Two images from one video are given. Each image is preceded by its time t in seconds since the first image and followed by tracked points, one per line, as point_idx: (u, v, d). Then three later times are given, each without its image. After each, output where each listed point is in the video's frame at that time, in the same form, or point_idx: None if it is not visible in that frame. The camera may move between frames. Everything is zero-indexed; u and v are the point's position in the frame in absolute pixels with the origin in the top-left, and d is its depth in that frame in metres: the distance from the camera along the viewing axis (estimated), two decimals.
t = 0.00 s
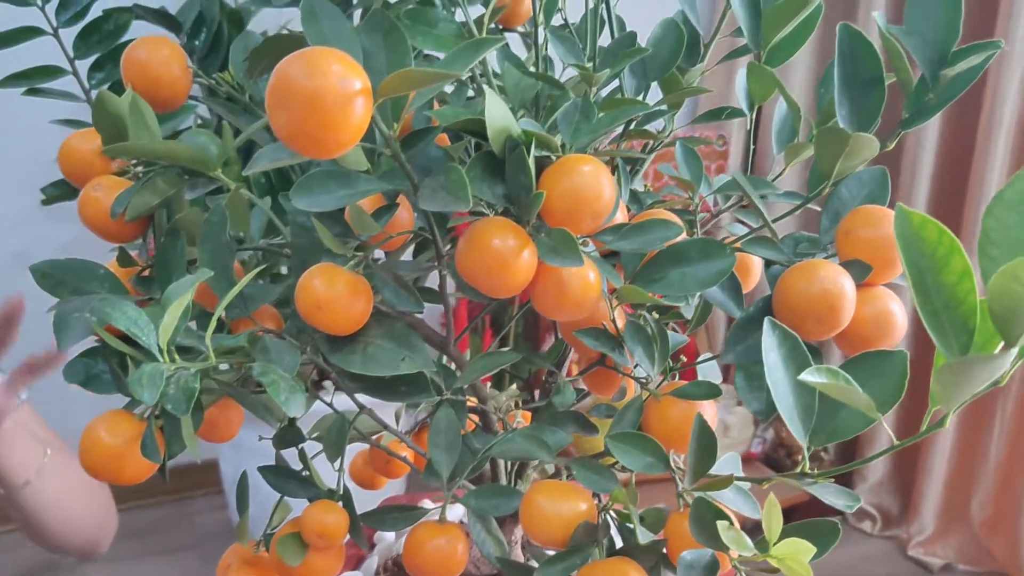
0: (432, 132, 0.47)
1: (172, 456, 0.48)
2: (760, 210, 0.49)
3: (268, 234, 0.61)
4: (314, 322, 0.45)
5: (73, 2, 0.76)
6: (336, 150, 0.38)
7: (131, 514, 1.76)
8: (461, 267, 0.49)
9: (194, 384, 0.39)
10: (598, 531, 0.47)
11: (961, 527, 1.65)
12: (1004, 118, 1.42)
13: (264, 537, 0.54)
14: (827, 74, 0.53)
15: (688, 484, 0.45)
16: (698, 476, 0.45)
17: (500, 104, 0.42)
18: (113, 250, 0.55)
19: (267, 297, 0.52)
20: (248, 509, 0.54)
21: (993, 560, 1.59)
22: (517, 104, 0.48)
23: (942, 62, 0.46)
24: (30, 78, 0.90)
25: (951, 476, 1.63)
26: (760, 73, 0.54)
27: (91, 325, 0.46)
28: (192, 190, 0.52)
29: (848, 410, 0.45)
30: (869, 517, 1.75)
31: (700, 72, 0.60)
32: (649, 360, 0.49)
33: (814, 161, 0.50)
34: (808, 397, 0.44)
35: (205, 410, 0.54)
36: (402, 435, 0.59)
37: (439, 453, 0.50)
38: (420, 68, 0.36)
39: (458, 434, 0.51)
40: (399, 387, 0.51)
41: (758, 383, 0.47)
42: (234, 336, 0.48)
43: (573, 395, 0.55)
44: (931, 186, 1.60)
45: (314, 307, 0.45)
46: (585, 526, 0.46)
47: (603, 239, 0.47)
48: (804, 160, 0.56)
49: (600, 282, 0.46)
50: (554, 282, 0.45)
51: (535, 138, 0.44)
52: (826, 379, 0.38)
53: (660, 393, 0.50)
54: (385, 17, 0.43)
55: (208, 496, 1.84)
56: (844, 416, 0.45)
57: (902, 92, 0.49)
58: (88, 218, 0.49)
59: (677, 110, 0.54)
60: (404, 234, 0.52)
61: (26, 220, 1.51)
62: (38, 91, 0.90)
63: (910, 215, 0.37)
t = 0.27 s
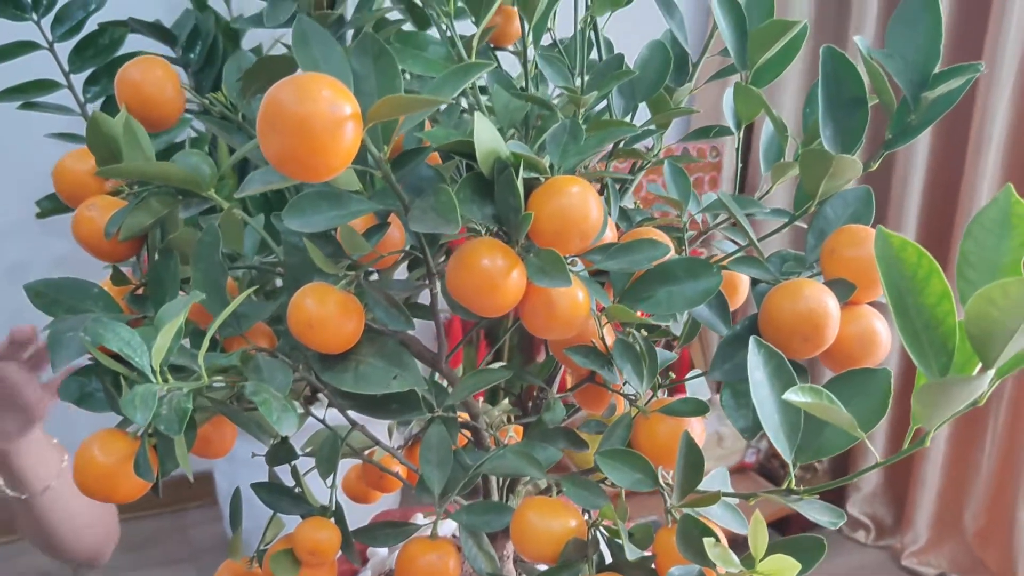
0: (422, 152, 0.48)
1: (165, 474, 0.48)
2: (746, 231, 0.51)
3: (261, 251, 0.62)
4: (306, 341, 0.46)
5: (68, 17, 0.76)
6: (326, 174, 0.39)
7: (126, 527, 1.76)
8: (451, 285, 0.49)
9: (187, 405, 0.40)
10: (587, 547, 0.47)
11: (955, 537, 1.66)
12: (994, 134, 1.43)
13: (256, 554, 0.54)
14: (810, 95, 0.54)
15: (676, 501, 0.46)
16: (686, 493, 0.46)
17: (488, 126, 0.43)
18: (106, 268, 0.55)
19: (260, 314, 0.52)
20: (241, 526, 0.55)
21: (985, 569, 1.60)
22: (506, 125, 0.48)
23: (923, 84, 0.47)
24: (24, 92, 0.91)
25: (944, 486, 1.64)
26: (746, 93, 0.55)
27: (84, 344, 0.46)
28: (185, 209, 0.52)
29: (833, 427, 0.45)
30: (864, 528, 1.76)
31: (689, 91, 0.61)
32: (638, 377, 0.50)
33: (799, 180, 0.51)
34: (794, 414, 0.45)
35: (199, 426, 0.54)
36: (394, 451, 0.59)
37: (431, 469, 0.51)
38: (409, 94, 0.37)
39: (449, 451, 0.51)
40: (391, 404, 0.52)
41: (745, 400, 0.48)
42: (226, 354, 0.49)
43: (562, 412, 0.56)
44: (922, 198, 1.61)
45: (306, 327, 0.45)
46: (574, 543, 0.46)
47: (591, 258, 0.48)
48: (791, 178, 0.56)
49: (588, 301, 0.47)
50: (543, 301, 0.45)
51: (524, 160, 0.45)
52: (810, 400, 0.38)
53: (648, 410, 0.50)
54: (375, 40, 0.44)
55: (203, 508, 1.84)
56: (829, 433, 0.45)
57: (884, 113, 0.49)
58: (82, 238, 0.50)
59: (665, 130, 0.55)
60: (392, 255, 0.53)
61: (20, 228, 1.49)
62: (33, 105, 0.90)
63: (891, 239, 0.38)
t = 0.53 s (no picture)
0: (420, 169, 0.49)
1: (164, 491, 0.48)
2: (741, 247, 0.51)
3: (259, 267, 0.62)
4: (305, 358, 0.46)
5: (67, 32, 0.77)
6: (324, 193, 0.39)
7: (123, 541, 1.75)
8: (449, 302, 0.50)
9: (186, 423, 0.40)
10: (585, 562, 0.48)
11: (954, 547, 1.66)
12: (989, 141, 1.43)
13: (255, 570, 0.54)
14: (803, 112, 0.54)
15: (673, 515, 0.46)
16: (683, 508, 0.46)
17: (486, 145, 0.43)
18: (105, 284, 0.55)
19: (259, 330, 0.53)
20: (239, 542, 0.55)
21: None
22: (503, 144, 0.49)
23: (915, 102, 0.48)
24: (23, 106, 0.91)
25: (943, 495, 1.64)
26: (740, 110, 0.55)
27: (83, 362, 0.46)
28: (184, 227, 0.53)
29: (829, 441, 0.46)
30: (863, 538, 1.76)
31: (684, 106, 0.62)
32: (635, 392, 0.50)
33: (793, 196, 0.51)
34: (790, 429, 0.45)
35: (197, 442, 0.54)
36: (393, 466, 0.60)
37: (429, 485, 0.51)
38: (406, 115, 0.38)
39: (447, 466, 0.51)
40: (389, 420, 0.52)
41: (741, 416, 0.48)
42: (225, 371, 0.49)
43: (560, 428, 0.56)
44: (917, 209, 1.62)
45: (304, 343, 0.45)
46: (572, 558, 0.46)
47: (588, 274, 0.48)
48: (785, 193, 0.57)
49: (585, 317, 0.47)
50: (541, 317, 0.46)
51: (520, 177, 0.45)
52: (806, 416, 0.38)
53: (646, 425, 0.51)
54: (373, 60, 0.44)
55: (201, 521, 1.83)
56: (825, 448, 0.46)
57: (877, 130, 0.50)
58: (81, 255, 0.50)
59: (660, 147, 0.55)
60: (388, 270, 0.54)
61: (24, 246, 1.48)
62: (32, 120, 0.91)
63: (884, 255, 0.38)
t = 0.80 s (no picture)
0: (421, 188, 0.49)
1: (167, 508, 0.49)
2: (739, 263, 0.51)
3: (261, 284, 0.63)
4: (307, 376, 0.46)
5: (69, 46, 0.77)
6: (326, 215, 0.40)
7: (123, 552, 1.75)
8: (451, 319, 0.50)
9: (190, 443, 0.40)
10: None
11: (955, 556, 1.65)
12: (987, 151, 1.43)
13: None
14: (800, 130, 0.55)
15: (673, 532, 0.46)
16: (683, 524, 0.46)
17: (486, 165, 0.44)
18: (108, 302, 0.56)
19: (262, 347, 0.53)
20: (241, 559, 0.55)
21: None
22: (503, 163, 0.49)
23: (911, 120, 0.48)
24: (26, 120, 0.91)
25: (943, 504, 1.64)
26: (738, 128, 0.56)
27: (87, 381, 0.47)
28: (187, 245, 0.53)
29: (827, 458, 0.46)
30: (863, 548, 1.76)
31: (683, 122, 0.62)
32: (635, 408, 0.50)
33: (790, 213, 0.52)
34: (788, 446, 0.45)
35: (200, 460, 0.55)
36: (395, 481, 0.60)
37: (430, 501, 0.51)
38: (408, 138, 0.38)
39: (449, 483, 0.52)
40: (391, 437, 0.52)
41: (740, 432, 0.48)
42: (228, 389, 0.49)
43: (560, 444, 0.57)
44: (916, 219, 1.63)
45: (306, 362, 0.46)
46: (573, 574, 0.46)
47: (588, 292, 0.48)
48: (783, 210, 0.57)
49: (585, 334, 0.48)
50: (541, 335, 0.46)
51: (521, 197, 0.46)
52: (804, 434, 0.39)
53: (646, 441, 0.51)
54: (374, 82, 0.45)
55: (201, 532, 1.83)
56: (823, 464, 0.46)
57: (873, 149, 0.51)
58: (85, 274, 0.50)
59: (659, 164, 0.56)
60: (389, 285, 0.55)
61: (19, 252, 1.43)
62: (34, 134, 0.91)
63: (880, 275, 0.38)
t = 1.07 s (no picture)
0: (422, 208, 0.50)
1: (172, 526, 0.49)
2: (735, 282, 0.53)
3: (263, 301, 0.63)
4: (310, 395, 0.47)
5: (72, 61, 0.78)
6: (330, 239, 0.41)
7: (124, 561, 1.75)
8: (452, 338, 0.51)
9: (196, 463, 0.41)
10: None
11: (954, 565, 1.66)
12: (985, 160, 1.44)
13: None
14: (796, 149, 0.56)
15: (670, 548, 0.47)
16: (680, 540, 0.46)
17: (487, 187, 0.45)
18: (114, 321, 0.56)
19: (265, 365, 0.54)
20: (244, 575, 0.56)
21: None
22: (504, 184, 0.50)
23: (905, 142, 0.49)
24: (29, 133, 0.92)
25: (942, 513, 1.65)
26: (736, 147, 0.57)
27: (94, 401, 0.48)
28: (191, 264, 0.54)
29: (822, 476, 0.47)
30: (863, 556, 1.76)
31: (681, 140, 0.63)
32: (633, 426, 0.51)
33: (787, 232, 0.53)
34: (784, 464, 0.46)
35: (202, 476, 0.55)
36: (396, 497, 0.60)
37: (431, 517, 0.52)
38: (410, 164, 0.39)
39: (450, 499, 0.52)
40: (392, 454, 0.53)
41: (737, 450, 0.49)
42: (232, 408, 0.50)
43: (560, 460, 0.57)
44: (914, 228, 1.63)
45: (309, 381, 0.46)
46: None
47: (587, 311, 0.49)
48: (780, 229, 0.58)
49: (584, 353, 0.48)
50: (541, 354, 0.47)
51: (521, 219, 0.46)
52: (800, 454, 0.39)
53: (644, 458, 0.52)
54: (377, 106, 0.46)
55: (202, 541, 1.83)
56: (819, 482, 0.47)
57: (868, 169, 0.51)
58: (92, 294, 0.51)
59: (657, 184, 0.57)
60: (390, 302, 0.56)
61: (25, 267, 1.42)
62: (37, 147, 0.91)
63: (874, 298, 0.39)
